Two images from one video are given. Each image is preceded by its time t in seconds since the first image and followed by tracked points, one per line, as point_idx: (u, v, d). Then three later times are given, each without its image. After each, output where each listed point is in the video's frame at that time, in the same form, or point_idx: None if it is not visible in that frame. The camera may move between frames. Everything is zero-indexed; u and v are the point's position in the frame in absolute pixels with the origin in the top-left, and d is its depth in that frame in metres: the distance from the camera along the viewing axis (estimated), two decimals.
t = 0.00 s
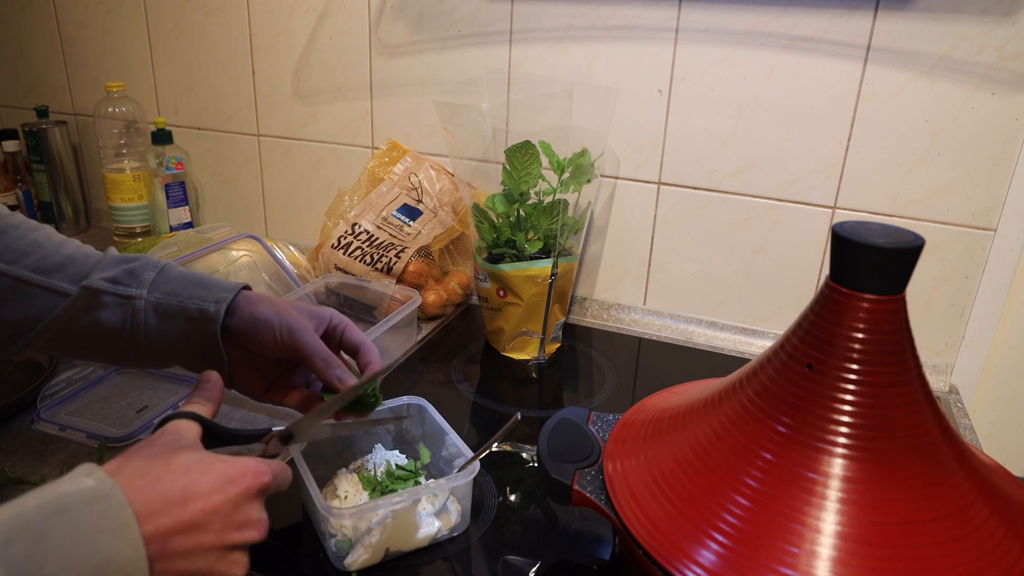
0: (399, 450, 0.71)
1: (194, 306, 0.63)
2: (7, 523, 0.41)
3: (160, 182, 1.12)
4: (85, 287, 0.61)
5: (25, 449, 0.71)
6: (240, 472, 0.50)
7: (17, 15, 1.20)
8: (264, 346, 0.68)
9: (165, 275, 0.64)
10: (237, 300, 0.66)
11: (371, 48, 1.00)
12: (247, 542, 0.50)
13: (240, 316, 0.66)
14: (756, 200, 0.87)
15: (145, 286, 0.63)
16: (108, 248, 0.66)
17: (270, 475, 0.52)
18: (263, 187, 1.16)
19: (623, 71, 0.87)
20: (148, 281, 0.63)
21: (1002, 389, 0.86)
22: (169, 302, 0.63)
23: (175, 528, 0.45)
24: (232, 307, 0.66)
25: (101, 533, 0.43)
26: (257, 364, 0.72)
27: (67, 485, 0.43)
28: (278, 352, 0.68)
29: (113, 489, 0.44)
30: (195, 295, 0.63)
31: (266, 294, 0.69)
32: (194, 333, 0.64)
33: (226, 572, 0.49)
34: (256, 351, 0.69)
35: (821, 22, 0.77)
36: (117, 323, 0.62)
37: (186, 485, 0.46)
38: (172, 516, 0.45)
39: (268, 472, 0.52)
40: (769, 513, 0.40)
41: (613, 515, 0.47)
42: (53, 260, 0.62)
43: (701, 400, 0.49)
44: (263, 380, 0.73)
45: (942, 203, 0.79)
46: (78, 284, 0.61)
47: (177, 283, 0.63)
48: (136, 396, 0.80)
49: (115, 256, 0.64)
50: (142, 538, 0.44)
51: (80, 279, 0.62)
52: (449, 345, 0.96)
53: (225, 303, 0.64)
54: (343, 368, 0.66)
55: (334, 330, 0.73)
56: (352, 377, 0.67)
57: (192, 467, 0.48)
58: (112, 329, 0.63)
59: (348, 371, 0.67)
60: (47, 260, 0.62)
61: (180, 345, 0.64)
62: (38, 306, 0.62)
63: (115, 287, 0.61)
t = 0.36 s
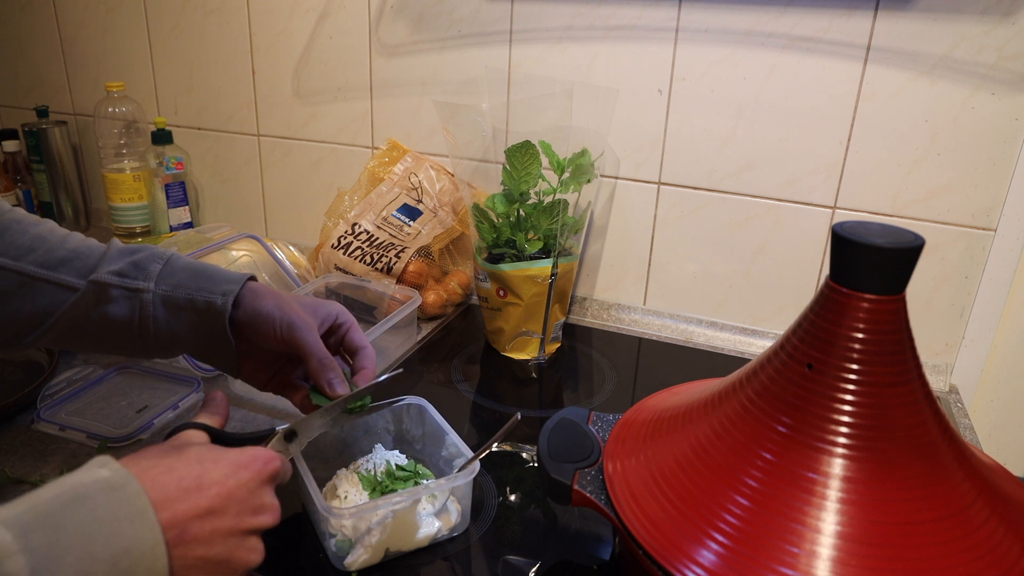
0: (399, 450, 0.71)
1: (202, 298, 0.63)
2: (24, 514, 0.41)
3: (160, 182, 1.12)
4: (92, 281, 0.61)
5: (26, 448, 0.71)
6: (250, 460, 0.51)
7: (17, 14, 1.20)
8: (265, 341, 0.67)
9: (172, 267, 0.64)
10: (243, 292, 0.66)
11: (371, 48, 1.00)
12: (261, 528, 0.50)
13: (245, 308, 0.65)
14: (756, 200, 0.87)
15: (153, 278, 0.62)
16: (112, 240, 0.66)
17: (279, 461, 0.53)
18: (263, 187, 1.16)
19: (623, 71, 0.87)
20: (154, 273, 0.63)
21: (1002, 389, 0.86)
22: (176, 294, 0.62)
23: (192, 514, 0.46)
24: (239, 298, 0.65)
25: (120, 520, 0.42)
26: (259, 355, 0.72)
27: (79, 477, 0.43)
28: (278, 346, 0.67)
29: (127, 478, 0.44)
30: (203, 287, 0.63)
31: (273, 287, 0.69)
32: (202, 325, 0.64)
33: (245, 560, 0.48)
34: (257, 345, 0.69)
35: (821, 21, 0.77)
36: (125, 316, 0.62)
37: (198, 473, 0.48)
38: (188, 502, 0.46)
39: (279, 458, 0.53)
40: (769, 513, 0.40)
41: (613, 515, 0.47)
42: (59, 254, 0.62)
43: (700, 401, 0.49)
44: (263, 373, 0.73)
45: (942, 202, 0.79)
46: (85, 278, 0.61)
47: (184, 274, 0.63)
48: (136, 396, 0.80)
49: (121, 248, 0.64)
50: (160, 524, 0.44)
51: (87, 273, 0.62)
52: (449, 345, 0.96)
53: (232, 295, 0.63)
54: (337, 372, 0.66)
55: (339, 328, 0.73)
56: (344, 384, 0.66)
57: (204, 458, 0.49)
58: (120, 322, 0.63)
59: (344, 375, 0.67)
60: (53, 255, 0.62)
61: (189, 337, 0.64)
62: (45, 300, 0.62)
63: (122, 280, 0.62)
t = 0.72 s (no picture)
0: (399, 450, 0.71)
1: (210, 288, 0.63)
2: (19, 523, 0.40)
3: (160, 182, 1.12)
4: (100, 273, 0.60)
5: (26, 448, 0.71)
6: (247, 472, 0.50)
7: (17, 15, 1.20)
8: (269, 334, 0.68)
9: (179, 258, 0.63)
10: (250, 284, 0.66)
11: (371, 48, 1.00)
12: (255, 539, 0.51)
13: (251, 300, 0.65)
14: (756, 200, 0.87)
15: (160, 269, 0.62)
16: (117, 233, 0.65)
17: (275, 474, 0.52)
18: (263, 187, 1.16)
19: (623, 71, 0.87)
20: (163, 264, 0.62)
21: (1002, 389, 0.86)
22: (184, 284, 0.62)
23: (188, 527, 0.46)
24: (245, 290, 0.66)
25: (121, 523, 0.42)
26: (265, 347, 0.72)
27: (76, 484, 0.43)
28: (282, 340, 0.68)
29: (125, 488, 0.44)
30: (210, 277, 0.63)
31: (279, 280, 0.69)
32: (209, 316, 0.64)
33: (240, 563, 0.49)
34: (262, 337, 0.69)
35: (821, 21, 0.77)
36: (133, 307, 0.62)
37: (196, 483, 0.47)
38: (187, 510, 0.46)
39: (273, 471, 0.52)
40: (769, 513, 0.40)
41: (613, 515, 0.47)
42: (65, 248, 0.62)
43: (701, 400, 0.49)
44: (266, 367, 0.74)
45: (942, 203, 0.79)
46: (93, 270, 0.61)
47: (191, 265, 0.63)
48: (136, 396, 0.81)
49: (128, 240, 0.64)
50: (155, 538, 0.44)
51: (95, 266, 0.61)
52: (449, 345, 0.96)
53: (240, 286, 0.64)
54: (339, 369, 0.66)
55: (342, 324, 0.73)
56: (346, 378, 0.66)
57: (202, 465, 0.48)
58: (129, 313, 0.62)
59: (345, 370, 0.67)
60: (59, 248, 0.62)
61: (196, 327, 0.64)
62: (54, 293, 0.61)
63: (131, 271, 0.61)
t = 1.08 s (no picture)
0: (399, 450, 0.71)
1: (217, 288, 0.63)
2: (29, 505, 0.40)
3: (160, 182, 1.12)
4: (109, 273, 0.61)
5: (26, 448, 0.71)
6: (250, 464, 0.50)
7: (17, 15, 1.20)
8: (276, 334, 0.67)
9: (187, 259, 0.64)
10: (258, 283, 0.66)
11: (371, 48, 1.00)
12: (266, 518, 0.50)
13: (259, 298, 0.65)
14: (756, 200, 0.87)
15: (169, 269, 0.63)
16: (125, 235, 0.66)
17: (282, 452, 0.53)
18: (263, 187, 1.16)
19: (623, 71, 0.87)
20: (171, 265, 0.63)
21: (1002, 389, 0.86)
22: (192, 285, 0.63)
23: (196, 505, 0.45)
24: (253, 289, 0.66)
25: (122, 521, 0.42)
26: (272, 347, 0.72)
27: (83, 470, 0.43)
28: (289, 340, 0.67)
29: (131, 471, 0.44)
30: (219, 278, 0.63)
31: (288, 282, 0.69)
32: (217, 317, 0.64)
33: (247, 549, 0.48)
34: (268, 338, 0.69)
35: (821, 21, 0.77)
36: (141, 307, 0.62)
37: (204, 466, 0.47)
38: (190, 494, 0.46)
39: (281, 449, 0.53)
40: (769, 513, 0.40)
41: (613, 515, 0.47)
42: (72, 249, 0.62)
43: (701, 401, 0.49)
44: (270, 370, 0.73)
45: (942, 203, 0.79)
46: (102, 270, 0.61)
47: (200, 266, 0.64)
48: (137, 396, 0.81)
49: (136, 241, 0.64)
50: (163, 517, 0.44)
51: (103, 266, 0.61)
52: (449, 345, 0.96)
53: (248, 286, 0.64)
54: (343, 368, 0.64)
55: (350, 329, 0.73)
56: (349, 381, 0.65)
57: (206, 449, 0.50)
58: (137, 314, 0.62)
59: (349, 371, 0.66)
60: (67, 249, 0.62)
61: (203, 328, 0.65)
62: (62, 294, 0.61)
63: (139, 271, 0.62)
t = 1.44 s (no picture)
0: (399, 450, 0.71)
1: (208, 294, 0.63)
2: (28, 507, 0.41)
3: (160, 182, 1.12)
4: (97, 277, 0.60)
5: (25, 448, 0.71)
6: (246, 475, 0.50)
7: (17, 15, 1.20)
8: (277, 338, 0.67)
9: (177, 264, 0.64)
10: (250, 290, 0.66)
11: (371, 48, 1.00)
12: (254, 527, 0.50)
13: (255, 305, 0.66)
14: (756, 200, 0.87)
15: (158, 275, 0.62)
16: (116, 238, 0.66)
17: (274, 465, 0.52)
18: (264, 187, 1.16)
19: (623, 71, 0.87)
20: (160, 270, 0.63)
21: (1002, 389, 0.86)
22: (182, 290, 0.62)
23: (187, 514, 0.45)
24: (247, 295, 0.66)
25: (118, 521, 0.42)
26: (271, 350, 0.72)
27: (80, 470, 0.43)
28: (291, 343, 0.67)
29: (128, 474, 0.44)
30: (209, 283, 0.63)
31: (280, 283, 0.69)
32: (207, 322, 0.64)
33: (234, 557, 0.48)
34: (269, 343, 0.69)
35: (821, 21, 0.77)
36: (130, 312, 0.62)
37: (202, 466, 0.47)
38: (183, 500, 0.45)
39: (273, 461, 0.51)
40: (769, 513, 0.40)
41: (613, 515, 0.47)
42: (64, 251, 0.62)
43: (701, 400, 0.49)
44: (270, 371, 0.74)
45: (942, 203, 0.79)
46: (90, 274, 0.61)
47: (189, 271, 0.63)
48: (136, 396, 0.80)
49: (126, 245, 0.64)
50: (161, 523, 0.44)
51: (91, 270, 0.61)
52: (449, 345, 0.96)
53: (239, 291, 0.63)
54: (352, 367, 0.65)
55: (347, 322, 0.73)
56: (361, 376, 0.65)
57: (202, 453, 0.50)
58: (126, 318, 0.63)
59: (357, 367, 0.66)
60: (58, 251, 0.62)
61: (194, 334, 0.64)
62: (51, 296, 0.61)
63: (128, 276, 0.61)
